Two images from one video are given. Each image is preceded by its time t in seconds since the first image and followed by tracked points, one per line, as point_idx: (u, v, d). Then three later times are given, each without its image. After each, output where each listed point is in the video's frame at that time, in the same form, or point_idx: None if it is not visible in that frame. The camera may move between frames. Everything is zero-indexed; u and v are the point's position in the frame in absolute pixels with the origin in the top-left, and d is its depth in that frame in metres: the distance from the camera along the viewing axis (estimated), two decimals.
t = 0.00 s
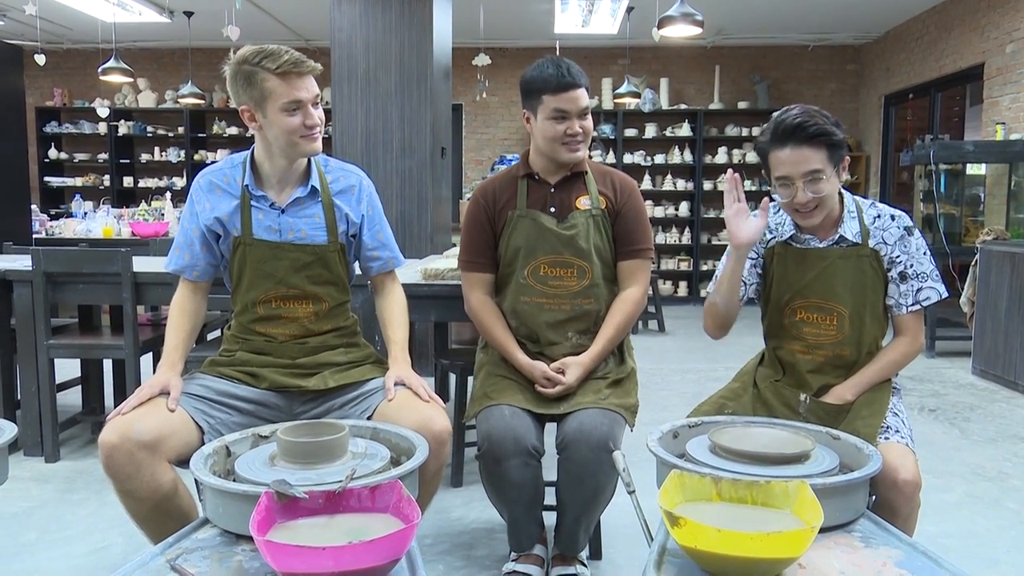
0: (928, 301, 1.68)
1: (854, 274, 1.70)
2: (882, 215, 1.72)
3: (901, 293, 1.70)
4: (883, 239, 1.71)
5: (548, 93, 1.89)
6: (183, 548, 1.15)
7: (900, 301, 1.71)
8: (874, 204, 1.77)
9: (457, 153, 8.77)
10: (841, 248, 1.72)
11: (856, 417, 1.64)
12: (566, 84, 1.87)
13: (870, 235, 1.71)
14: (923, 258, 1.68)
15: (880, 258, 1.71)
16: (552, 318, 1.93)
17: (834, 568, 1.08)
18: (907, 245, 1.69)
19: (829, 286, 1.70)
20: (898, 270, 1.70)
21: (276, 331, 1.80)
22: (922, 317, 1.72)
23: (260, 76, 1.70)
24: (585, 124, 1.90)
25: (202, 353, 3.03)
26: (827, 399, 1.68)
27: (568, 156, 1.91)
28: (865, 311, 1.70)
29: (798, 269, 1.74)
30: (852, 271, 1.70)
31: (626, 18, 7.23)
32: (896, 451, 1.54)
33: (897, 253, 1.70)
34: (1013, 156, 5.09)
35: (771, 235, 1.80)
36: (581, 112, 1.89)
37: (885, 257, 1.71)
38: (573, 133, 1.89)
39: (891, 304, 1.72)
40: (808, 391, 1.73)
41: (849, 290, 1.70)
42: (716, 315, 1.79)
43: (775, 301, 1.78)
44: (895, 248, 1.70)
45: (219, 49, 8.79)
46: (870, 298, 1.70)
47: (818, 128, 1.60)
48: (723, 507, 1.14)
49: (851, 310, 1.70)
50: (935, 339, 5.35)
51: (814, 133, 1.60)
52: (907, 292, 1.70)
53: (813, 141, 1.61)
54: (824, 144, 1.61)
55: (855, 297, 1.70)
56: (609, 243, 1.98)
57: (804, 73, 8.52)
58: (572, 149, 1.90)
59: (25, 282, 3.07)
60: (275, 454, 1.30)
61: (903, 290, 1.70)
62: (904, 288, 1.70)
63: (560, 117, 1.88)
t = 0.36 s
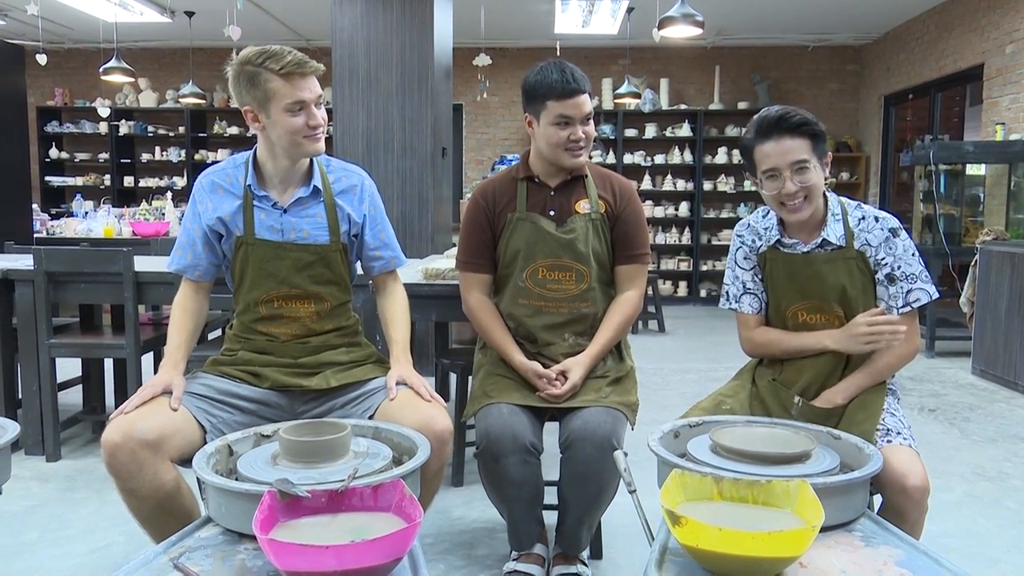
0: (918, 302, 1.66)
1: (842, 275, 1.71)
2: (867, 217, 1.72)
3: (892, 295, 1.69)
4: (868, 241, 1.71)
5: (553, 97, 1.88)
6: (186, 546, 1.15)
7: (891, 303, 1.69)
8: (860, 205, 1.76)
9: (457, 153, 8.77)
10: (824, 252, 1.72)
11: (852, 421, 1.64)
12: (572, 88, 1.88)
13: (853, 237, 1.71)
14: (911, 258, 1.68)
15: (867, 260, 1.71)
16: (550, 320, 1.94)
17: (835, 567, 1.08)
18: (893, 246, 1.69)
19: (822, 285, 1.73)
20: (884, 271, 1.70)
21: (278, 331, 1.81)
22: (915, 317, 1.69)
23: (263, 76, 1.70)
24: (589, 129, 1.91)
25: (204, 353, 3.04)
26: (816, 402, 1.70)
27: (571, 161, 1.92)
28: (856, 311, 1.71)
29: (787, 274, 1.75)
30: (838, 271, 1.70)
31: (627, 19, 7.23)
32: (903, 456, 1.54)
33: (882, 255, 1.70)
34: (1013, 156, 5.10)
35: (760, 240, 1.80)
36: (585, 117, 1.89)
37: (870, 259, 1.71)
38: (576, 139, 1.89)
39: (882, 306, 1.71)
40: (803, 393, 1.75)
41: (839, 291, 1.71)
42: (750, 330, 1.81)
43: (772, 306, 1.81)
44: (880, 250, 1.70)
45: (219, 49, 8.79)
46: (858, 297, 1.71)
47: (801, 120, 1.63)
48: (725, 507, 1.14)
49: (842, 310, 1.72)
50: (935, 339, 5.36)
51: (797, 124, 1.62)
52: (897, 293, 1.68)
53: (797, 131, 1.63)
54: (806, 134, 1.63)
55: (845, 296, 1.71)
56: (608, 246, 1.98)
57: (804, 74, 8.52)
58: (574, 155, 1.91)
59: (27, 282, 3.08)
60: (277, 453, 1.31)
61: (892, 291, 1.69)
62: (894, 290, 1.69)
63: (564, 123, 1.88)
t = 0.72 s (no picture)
0: (923, 301, 1.67)
1: (845, 272, 1.71)
2: (874, 215, 1.73)
3: (897, 293, 1.70)
4: (873, 238, 1.71)
5: (555, 97, 1.88)
6: (190, 543, 1.16)
7: (896, 302, 1.70)
8: (867, 204, 1.77)
9: (459, 152, 8.78)
10: (829, 245, 1.74)
11: (856, 421, 1.65)
12: (574, 87, 1.88)
13: (858, 233, 1.72)
14: (917, 257, 1.67)
15: (871, 256, 1.71)
16: (553, 320, 1.94)
17: (837, 568, 1.08)
18: (899, 244, 1.69)
19: (823, 283, 1.72)
20: (890, 269, 1.70)
21: (282, 329, 1.81)
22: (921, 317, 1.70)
23: (270, 76, 1.71)
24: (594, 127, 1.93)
25: (207, 351, 3.05)
26: (821, 398, 1.69)
27: (572, 161, 1.92)
28: (859, 309, 1.70)
29: (791, 269, 1.75)
30: (841, 266, 1.71)
31: (630, 19, 7.23)
32: (905, 454, 1.53)
33: (888, 252, 1.70)
34: (1016, 157, 5.09)
35: (766, 236, 1.84)
36: (586, 116, 1.90)
37: (876, 256, 1.71)
38: (577, 138, 1.89)
39: (888, 305, 1.72)
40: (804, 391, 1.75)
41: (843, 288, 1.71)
42: (728, 326, 1.92)
43: (773, 302, 1.79)
44: (886, 247, 1.70)
45: (222, 48, 8.80)
46: (862, 295, 1.70)
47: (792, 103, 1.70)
48: (727, 506, 1.14)
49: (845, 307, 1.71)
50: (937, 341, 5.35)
51: (788, 107, 1.70)
52: (902, 291, 1.69)
53: (788, 112, 1.70)
54: (797, 116, 1.69)
55: (847, 292, 1.70)
56: (610, 246, 1.98)
57: (807, 75, 8.52)
58: (575, 153, 1.91)
59: (31, 279, 3.09)
60: (281, 451, 1.31)
61: (897, 289, 1.69)
62: (899, 287, 1.69)
63: (565, 121, 1.89)
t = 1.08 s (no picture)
0: (926, 302, 1.67)
1: (853, 270, 1.71)
2: (883, 214, 1.72)
3: (901, 293, 1.69)
4: (882, 237, 1.71)
5: (553, 94, 1.89)
6: (192, 543, 1.16)
7: (899, 301, 1.70)
8: (878, 204, 1.77)
9: (459, 152, 8.78)
10: (838, 243, 1.74)
11: (867, 421, 1.64)
12: (573, 83, 1.89)
13: (868, 231, 1.72)
14: (924, 258, 1.67)
15: (879, 255, 1.70)
16: (553, 321, 1.94)
17: (839, 567, 1.08)
18: (907, 244, 1.69)
19: (829, 280, 1.72)
20: (896, 268, 1.70)
21: (283, 329, 1.81)
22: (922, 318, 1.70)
23: (273, 75, 1.71)
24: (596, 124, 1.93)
25: (208, 351, 3.04)
26: (823, 397, 1.69)
27: (574, 153, 1.90)
28: (865, 306, 1.71)
29: (799, 265, 1.75)
30: (851, 264, 1.71)
31: (630, 18, 7.23)
32: (908, 467, 1.53)
33: (896, 252, 1.70)
34: (1016, 156, 5.08)
35: (776, 232, 1.83)
36: (587, 110, 1.90)
37: (884, 254, 1.71)
38: (578, 135, 1.89)
39: (891, 304, 1.72)
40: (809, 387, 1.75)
41: (849, 285, 1.71)
42: (747, 326, 1.90)
43: (779, 300, 1.79)
44: (894, 246, 1.70)
45: (221, 48, 8.79)
46: (868, 293, 1.71)
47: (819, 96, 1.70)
48: (729, 505, 1.14)
49: (850, 304, 1.72)
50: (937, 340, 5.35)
51: (817, 100, 1.69)
52: (906, 292, 1.69)
53: (816, 105, 1.70)
54: (824, 110, 1.70)
55: (852, 289, 1.71)
56: (611, 247, 1.98)
57: (807, 74, 8.52)
58: (577, 144, 1.89)
59: (31, 279, 3.08)
60: (281, 451, 1.31)
61: (902, 289, 1.69)
62: (903, 288, 1.69)
63: (567, 112, 1.89)
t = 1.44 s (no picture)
0: (932, 299, 1.66)
1: (856, 266, 1.71)
2: (888, 211, 1.73)
3: (907, 290, 1.69)
4: (887, 233, 1.71)
5: (554, 94, 1.89)
6: (193, 547, 1.15)
7: (905, 298, 1.69)
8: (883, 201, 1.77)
9: (459, 153, 8.78)
10: (843, 237, 1.75)
11: (868, 423, 1.64)
12: (575, 84, 1.89)
13: (872, 226, 1.72)
14: (930, 255, 1.67)
15: (884, 251, 1.70)
16: (555, 322, 1.94)
17: (842, 569, 1.08)
18: (912, 241, 1.68)
19: (831, 276, 1.72)
20: (902, 265, 1.69)
21: (285, 331, 1.81)
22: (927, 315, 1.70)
23: (275, 77, 1.71)
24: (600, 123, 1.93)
25: (209, 353, 3.05)
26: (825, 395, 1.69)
27: (577, 154, 1.90)
28: (866, 304, 1.70)
29: (802, 261, 1.75)
30: (853, 261, 1.71)
31: (630, 20, 7.23)
32: (905, 469, 1.52)
33: (901, 248, 1.70)
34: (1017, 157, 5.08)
35: (780, 226, 1.84)
36: (589, 109, 1.90)
37: (889, 251, 1.71)
38: (581, 133, 1.89)
39: (897, 302, 1.71)
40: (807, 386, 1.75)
41: (850, 282, 1.71)
42: (745, 328, 1.88)
43: (781, 296, 1.79)
44: (899, 243, 1.70)
45: (222, 50, 8.80)
46: (871, 291, 1.70)
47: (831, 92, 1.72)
48: (731, 508, 1.14)
49: (851, 301, 1.71)
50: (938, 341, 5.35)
51: (829, 94, 1.72)
52: (912, 289, 1.68)
53: (827, 100, 1.72)
54: (835, 105, 1.72)
55: (852, 286, 1.71)
56: (614, 248, 1.98)
57: (807, 75, 8.51)
58: (580, 146, 1.90)
59: (32, 282, 3.08)
60: (283, 454, 1.31)
61: (907, 286, 1.69)
62: (909, 285, 1.68)
63: (569, 114, 1.89)
